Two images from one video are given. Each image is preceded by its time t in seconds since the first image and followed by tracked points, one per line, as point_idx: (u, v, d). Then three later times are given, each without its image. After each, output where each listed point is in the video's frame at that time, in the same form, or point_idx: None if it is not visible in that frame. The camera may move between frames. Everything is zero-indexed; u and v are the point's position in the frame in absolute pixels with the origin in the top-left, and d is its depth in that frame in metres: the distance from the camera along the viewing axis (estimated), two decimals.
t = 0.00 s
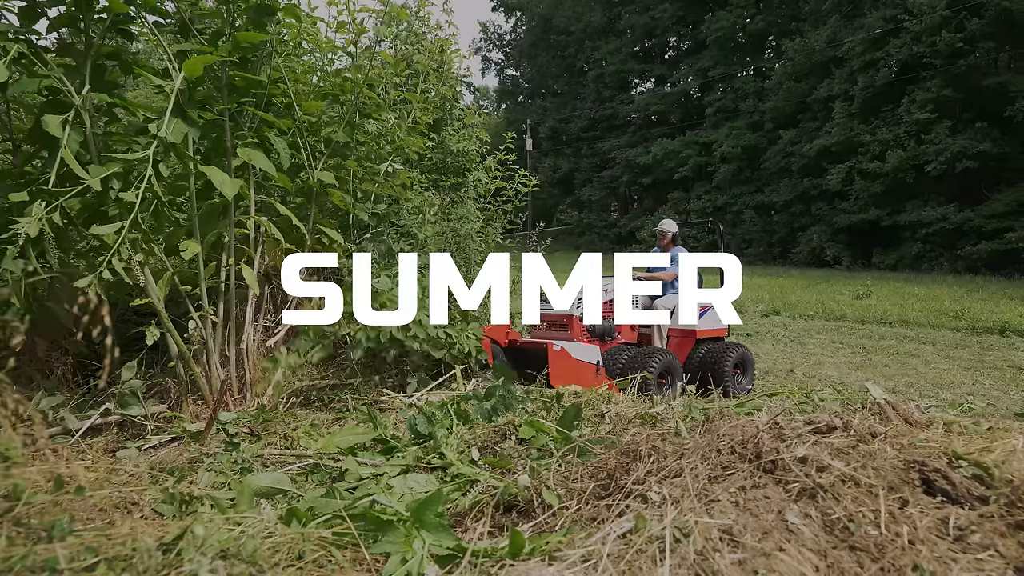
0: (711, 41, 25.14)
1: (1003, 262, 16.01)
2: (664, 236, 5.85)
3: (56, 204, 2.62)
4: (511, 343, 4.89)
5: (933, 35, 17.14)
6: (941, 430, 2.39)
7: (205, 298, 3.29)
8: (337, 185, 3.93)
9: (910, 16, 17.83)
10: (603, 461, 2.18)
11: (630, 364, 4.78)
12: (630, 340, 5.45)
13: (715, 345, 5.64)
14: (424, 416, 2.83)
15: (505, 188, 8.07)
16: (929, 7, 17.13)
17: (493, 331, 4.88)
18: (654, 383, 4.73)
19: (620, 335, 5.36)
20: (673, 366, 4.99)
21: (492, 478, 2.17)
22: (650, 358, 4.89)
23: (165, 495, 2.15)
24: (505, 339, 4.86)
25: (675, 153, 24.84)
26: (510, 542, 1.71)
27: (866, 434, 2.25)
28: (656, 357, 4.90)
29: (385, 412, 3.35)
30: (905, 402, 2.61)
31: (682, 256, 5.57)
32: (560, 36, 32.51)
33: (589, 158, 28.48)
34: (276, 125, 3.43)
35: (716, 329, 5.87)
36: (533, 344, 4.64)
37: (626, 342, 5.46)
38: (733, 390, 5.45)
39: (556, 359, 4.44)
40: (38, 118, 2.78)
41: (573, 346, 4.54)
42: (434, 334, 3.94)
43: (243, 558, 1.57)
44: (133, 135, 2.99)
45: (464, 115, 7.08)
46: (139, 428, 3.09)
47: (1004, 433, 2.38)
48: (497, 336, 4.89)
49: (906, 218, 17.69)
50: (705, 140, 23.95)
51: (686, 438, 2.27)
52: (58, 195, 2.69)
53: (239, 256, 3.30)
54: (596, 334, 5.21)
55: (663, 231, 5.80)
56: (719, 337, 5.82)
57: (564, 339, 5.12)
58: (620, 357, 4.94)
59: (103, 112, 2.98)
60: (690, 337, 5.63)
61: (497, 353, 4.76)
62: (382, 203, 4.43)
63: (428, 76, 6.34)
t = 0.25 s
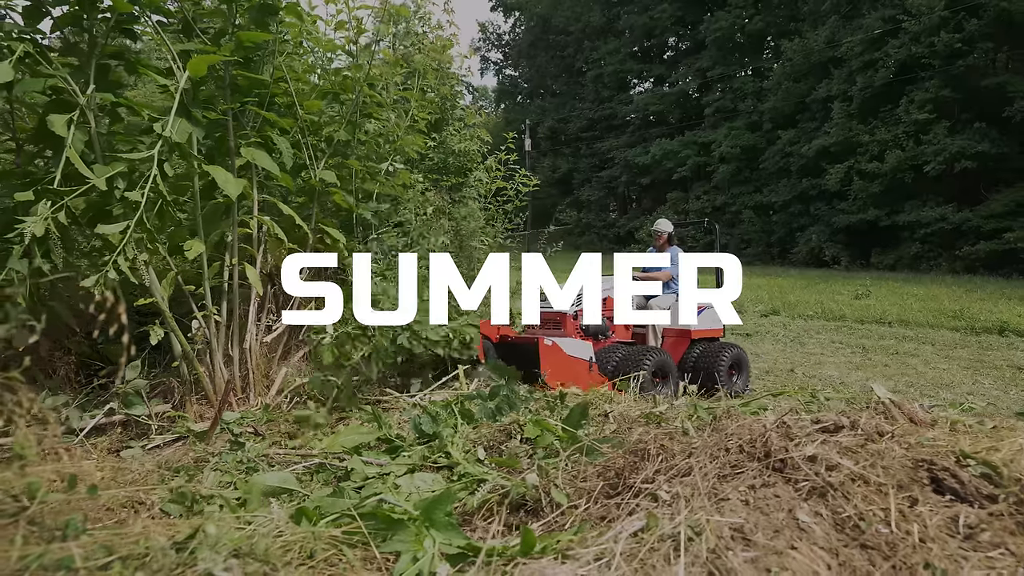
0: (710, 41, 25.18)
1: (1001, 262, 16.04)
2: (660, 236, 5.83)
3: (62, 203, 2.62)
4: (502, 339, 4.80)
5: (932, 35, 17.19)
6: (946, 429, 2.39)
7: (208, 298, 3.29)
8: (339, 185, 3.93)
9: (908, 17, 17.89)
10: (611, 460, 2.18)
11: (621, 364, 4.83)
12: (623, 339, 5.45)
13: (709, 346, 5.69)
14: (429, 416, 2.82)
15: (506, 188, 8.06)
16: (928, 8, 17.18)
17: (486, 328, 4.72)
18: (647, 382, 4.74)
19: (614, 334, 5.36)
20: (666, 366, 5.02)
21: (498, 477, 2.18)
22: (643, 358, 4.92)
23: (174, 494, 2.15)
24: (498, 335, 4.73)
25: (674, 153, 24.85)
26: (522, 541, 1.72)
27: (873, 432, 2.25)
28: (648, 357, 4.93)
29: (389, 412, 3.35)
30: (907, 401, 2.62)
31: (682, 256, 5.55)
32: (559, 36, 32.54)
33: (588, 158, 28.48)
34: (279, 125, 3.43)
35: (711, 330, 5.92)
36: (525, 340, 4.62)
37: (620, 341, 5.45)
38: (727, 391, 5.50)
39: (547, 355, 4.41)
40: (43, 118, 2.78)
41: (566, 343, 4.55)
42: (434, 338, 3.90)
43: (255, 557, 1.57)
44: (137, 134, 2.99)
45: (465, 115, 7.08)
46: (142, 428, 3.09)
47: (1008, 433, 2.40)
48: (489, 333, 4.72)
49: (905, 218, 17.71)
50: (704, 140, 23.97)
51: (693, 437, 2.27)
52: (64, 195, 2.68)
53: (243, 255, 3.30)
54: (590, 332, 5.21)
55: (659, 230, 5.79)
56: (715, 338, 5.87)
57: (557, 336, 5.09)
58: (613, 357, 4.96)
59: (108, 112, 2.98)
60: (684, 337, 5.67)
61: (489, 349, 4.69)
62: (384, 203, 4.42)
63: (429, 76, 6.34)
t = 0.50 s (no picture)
0: (710, 41, 25.22)
1: (1000, 262, 16.07)
2: (653, 235, 5.87)
3: (68, 203, 2.62)
4: (493, 339, 4.85)
5: (931, 36, 17.23)
6: (951, 428, 2.40)
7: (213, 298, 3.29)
8: (342, 185, 3.92)
9: (907, 18, 17.93)
10: (620, 459, 2.19)
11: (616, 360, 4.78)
12: (617, 338, 5.46)
13: (704, 347, 5.58)
14: (434, 416, 2.83)
15: (506, 188, 8.07)
16: (927, 9, 17.23)
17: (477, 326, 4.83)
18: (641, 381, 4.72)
19: (607, 333, 5.38)
20: (660, 364, 5.01)
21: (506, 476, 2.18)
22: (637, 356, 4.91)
23: (184, 493, 2.16)
24: (488, 335, 4.81)
25: (673, 153, 24.87)
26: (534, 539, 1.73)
27: (881, 431, 2.26)
28: (642, 355, 4.92)
29: (394, 412, 3.35)
30: (913, 400, 2.63)
31: (681, 255, 5.51)
32: (558, 36, 32.56)
33: (587, 158, 28.48)
34: (282, 125, 3.43)
35: (707, 331, 5.81)
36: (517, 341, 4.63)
37: (614, 340, 5.46)
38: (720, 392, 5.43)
39: (539, 356, 4.42)
40: (48, 118, 2.78)
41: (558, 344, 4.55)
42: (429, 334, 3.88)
43: (270, 555, 1.58)
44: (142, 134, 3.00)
45: (466, 116, 7.09)
46: (148, 428, 3.09)
47: (1013, 432, 2.41)
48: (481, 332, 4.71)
49: (904, 218, 17.74)
50: (703, 140, 23.99)
51: (702, 437, 2.28)
52: (70, 194, 2.69)
53: (247, 255, 3.31)
54: (583, 330, 5.27)
55: (652, 230, 5.82)
56: (709, 339, 5.76)
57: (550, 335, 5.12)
58: (607, 355, 4.94)
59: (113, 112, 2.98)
60: (679, 337, 5.63)
61: (480, 349, 4.69)
62: (387, 203, 4.42)
63: (430, 76, 6.34)
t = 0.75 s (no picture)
0: (709, 41, 25.23)
1: (998, 262, 16.09)
2: (650, 237, 5.89)
3: (75, 204, 2.63)
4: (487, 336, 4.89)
5: (930, 36, 17.25)
6: (957, 428, 2.41)
7: (217, 298, 3.29)
8: (345, 185, 3.92)
9: (906, 18, 17.95)
10: (629, 459, 2.20)
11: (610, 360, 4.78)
12: (613, 337, 5.39)
13: (700, 348, 5.69)
14: (439, 416, 2.83)
15: (507, 189, 8.07)
16: (926, 9, 17.25)
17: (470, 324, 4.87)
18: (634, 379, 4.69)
19: (603, 333, 5.30)
20: (656, 363, 4.96)
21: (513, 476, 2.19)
22: (632, 354, 4.86)
23: (195, 493, 2.17)
24: (481, 332, 4.86)
25: (672, 153, 24.89)
26: (546, 538, 1.74)
27: (889, 431, 2.27)
28: (637, 354, 4.87)
29: (398, 412, 3.35)
30: (919, 401, 2.64)
31: (682, 255, 5.47)
32: (557, 36, 32.51)
33: (586, 158, 28.49)
34: (285, 126, 3.43)
35: (701, 333, 5.90)
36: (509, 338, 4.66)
37: (609, 340, 5.40)
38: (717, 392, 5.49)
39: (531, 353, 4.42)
40: (55, 118, 2.79)
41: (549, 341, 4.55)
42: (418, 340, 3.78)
43: (284, 555, 1.59)
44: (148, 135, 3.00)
45: (468, 116, 7.10)
46: (153, 428, 3.09)
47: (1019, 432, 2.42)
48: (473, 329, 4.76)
49: (903, 219, 17.76)
50: (702, 140, 24.01)
51: (710, 436, 2.29)
52: (77, 194, 2.69)
53: (251, 256, 3.31)
54: (578, 330, 5.22)
55: (648, 231, 5.84)
56: (705, 341, 5.88)
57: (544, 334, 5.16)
58: (601, 353, 4.91)
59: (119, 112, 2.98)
60: (675, 338, 5.71)
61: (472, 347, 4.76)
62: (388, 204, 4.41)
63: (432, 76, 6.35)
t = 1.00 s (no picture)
0: (708, 41, 25.23)
1: (997, 263, 16.12)
2: (647, 236, 5.91)
3: (82, 204, 2.64)
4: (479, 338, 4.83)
5: (929, 37, 17.28)
6: (961, 427, 2.42)
7: (221, 298, 3.29)
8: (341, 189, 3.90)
9: (905, 19, 17.98)
10: (637, 458, 2.20)
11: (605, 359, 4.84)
12: (608, 335, 5.50)
13: (696, 348, 5.67)
14: (445, 416, 2.84)
15: (507, 189, 8.07)
16: (925, 10, 17.28)
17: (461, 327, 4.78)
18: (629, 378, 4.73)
19: (597, 331, 5.43)
20: (650, 359, 5.01)
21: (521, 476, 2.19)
22: (627, 352, 4.90)
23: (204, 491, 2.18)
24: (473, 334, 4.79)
25: (671, 153, 24.91)
26: (558, 537, 1.74)
27: (897, 431, 2.28)
28: (632, 352, 4.90)
29: (402, 412, 3.35)
30: (924, 401, 2.65)
31: (682, 254, 5.45)
32: (557, 36, 32.49)
33: (586, 158, 28.49)
34: (289, 126, 3.42)
35: (698, 333, 5.87)
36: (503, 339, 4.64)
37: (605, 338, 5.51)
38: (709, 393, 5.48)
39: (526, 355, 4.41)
40: (60, 119, 2.79)
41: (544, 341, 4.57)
42: (399, 368, 3.71)
43: (299, 554, 1.60)
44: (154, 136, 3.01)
45: (470, 115, 7.09)
46: (158, 428, 3.10)
47: None
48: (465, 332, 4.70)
49: (902, 219, 17.80)
50: (702, 140, 24.03)
51: (720, 436, 2.30)
52: (84, 194, 2.70)
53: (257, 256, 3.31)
54: (572, 327, 5.32)
55: (646, 231, 5.86)
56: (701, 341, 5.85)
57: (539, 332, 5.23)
58: (597, 351, 4.99)
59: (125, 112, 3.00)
60: (670, 338, 5.70)
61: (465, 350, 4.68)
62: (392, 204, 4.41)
63: (434, 76, 6.35)
